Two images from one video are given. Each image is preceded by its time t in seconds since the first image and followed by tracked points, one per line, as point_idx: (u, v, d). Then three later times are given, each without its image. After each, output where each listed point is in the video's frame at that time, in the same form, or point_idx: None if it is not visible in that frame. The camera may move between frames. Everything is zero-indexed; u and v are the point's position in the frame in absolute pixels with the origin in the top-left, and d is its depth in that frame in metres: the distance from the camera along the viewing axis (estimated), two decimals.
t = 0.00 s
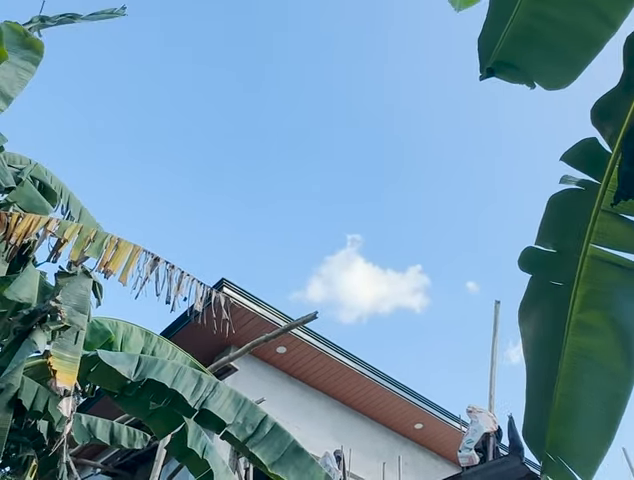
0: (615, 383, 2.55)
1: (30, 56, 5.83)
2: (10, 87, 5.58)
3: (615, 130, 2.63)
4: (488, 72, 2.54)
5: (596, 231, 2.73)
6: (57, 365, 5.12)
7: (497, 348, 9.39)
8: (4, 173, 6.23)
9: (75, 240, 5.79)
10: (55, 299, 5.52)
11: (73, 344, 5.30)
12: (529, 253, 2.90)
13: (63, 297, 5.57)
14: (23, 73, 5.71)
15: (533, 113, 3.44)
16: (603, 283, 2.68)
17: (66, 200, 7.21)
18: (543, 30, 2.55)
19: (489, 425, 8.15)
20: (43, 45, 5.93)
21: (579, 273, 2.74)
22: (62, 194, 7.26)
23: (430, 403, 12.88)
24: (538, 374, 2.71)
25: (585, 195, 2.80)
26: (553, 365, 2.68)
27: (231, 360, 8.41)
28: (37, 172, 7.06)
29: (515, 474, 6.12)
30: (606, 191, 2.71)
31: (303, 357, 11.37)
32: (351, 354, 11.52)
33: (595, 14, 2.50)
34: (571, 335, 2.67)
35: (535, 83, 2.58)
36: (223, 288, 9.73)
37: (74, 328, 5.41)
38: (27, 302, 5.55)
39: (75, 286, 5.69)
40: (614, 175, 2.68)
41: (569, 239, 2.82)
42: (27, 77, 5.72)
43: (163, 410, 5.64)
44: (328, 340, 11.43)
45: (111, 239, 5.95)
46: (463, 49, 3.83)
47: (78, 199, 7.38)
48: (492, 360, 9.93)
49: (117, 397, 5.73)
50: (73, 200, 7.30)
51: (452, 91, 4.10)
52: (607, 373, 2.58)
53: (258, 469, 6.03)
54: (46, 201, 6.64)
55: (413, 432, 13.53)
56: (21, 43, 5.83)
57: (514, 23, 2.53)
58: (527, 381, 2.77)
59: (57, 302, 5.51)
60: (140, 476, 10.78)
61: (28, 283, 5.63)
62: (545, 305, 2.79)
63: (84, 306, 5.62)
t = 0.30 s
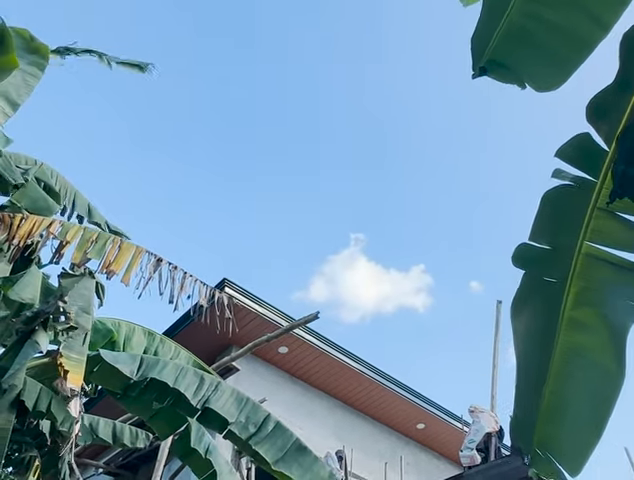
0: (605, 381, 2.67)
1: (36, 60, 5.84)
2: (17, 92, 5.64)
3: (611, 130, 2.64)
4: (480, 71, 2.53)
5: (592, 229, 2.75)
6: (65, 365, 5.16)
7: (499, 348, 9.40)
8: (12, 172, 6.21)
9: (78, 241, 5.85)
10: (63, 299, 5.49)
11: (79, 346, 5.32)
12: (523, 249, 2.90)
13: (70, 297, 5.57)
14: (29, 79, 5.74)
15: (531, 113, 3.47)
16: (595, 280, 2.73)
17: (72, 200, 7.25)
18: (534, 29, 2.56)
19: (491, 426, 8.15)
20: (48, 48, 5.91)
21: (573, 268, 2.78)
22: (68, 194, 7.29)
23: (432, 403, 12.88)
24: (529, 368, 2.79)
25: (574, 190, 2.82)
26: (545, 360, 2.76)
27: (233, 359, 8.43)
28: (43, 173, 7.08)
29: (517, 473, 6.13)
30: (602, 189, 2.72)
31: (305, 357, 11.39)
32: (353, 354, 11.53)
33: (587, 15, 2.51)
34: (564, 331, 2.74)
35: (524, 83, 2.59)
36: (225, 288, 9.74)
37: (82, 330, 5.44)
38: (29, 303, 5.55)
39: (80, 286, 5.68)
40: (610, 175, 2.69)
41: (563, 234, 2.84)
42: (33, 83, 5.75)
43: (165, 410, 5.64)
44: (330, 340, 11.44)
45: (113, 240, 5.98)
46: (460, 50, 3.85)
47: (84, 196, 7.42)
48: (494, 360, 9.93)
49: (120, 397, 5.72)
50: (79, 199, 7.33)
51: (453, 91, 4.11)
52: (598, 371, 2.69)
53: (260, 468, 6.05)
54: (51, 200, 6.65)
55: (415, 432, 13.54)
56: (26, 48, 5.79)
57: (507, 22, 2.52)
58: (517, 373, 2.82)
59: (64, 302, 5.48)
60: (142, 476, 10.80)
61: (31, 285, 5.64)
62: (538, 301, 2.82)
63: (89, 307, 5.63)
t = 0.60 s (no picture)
0: (603, 379, 2.67)
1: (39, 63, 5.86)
2: (20, 95, 5.61)
3: (612, 129, 2.64)
4: (490, 77, 2.53)
5: (591, 228, 2.75)
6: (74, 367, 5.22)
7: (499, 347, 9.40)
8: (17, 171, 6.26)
9: (78, 243, 5.83)
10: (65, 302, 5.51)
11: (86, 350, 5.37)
12: (521, 249, 2.91)
13: (74, 299, 5.59)
14: (31, 81, 5.73)
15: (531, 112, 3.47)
16: (595, 279, 2.74)
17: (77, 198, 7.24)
18: (543, 34, 2.55)
19: (491, 425, 8.14)
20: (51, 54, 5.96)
21: (573, 266, 2.78)
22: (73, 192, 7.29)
23: (432, 402, 12.88)
24: (524, 365, 2.77)
25: (579, 193, 2.80)
26: (543, 356, 2.76)
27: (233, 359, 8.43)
28: (47, 172, 7.02)
29: (518, 472, 6.14)
30: (604, 187, 2.72)
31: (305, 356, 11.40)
32: (353, 353, 11.53)
33: (596, 20, 2.52)
34: (561, 329, 2.74)
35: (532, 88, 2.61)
36: (225, 288, 9.74)
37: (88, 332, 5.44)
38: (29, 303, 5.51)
39: (83, 288, 5.70)
40: (613, 171, 2.67)
41: (561, 233, 2.84)
42: (36, 85, 5.74)
43: (167, 410, 5.66)
44: (330, 340, 11.44)
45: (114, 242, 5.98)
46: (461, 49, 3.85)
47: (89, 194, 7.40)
48: (494, 360, 9.94)
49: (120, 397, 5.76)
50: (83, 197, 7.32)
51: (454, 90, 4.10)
52: (598, 370, 2.68)
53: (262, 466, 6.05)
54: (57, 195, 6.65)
55: (415, 432, 13.54)
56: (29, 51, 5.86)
57: (516, 29, 2.51)
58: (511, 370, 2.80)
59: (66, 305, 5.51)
60: (142, 475, 10.80)
61: (31, 285, 5.62)
62: (534, 299, 2.82)
63: (92, 309, 5.66)
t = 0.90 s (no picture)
0: (608, 381, 2.69)
1: (35, 64, 5.83)
2: (15, 95, 5.58)
3: (615, 131, 2.66)
4: (509, 86, 2.56)
5: (597, 229, 2.77)
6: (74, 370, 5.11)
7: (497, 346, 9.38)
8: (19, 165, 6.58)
9: (77, 246, 5.80)
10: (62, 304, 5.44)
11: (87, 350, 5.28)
12: (526, 253, 2.95)
13: (70, 302, 5.51)
14: (27, 81, 5.71)
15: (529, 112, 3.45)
16: (600, 282, 2.76)
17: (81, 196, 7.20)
18: (561, 42, 2.55)
19: (489, 424, 8.13)
20: (49, 55, 5.94)
21: (580, 268, 2.81)
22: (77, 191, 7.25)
23: (430, 401, 12.87)
24: (530, 367, 2.84)
25: (586, 194, 2.81)
26: (549, 359, 2.82)
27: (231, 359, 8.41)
28: (48, 171, 7.03)
29: (516, 472, 6.14)
30: (608, 191, 2.74)
31: (304, 356, 11.38)
32: (351, 353, 11.52)
33: (612, 28, 2.49)
34: (566, 332, 2.79)
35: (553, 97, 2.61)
36: (223, 288, 9.72)
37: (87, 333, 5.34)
38: (27, 302, 5.56)
39: (80, 289, 5.63)
40: (618, 172, 2.71)
41: (566, 236, 2.86)
42: (31, 85, 5.71)
43: (165, 408, 5.64)
44: (328, 339, 11.43)
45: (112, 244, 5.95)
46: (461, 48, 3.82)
47: (93, 196, 7.33)
48: (493, 359, 9.93)
49: (118, 396, 5.72)
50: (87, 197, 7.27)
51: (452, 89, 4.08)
52: (602, 371, 2.72)
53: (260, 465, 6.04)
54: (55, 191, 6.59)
55: (413, 431, 13.53)
56: (26, 52, 5.84)
57: (533, 38, 2.53)
58: (518, 373, 2.86)
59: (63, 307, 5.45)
60: (141, 475, 10.77)
61: (27, 282, 5.64)
62: (540, 302, 2.88)
63: (90, 310, 5.57)
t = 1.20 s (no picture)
0: (620, 380, 2.77)
1: (28, 54, 5.82)
2: (7, 84, 5.54)
3: (619, 131, 2.74)
4: (518, 90, 2.64)
5: (604, 231, 2.86)
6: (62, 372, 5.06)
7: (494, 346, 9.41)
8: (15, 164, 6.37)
9: (72, 247, 5.80)
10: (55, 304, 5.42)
11: (77, 351, 5.27)
12: (536, 258, 3.05)
13: (63, 302, 5.49)
14: (19, 71, 5.68)
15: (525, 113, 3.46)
16: (607, 282, 2.84)
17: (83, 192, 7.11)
18: (567, 43, 2.60)
19: (486, 423, 8.14)
20: (39, 42, 5.92)
21: (588, 271, 2.89)
22: (79, 185, 7.19)
23: (426, 401, 12.88)
24: (542, 368, 2.91)
25: (592, 198, 2.93)
26: (560, 359, 2.87)
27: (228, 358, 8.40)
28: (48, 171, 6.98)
29: (512, 471, 6.15)
30: (614, 192, 2.84)
31: (301, 356, 11.39)
32: (348, 352, 11.53)
33: (617, 28, 2.54)
34: (576, 332, 2.86)
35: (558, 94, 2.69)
36: (220, 287, 9.72)
37: (79, 334, 5.36)
38: (24, 302, 5.54)
39: (75, 289, 5.62)
40: (623, 173, 2.79)
41: (574, 240, 2.97)
42: (23, 74, 5.69)
43: (162, 408, 5.66)
44: (325, 338, 11.43)
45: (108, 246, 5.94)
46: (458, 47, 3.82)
47: (96, 186, 7.27)
48: (489, 358, 9.94)
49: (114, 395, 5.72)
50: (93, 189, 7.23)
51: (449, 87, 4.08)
52: (613, 371, 2.78)
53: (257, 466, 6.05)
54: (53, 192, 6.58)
55: (410, 430, 13.54)
56: (17, 42, 5.82)
57: (540, 43, 2.59)
58: (531, 375, 2.94)
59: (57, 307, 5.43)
60: (137, 475, 10.76)
61: (25, 282, 5.62)
62: (550, 305, 2.97)
63: (85, 310, 5.56)
